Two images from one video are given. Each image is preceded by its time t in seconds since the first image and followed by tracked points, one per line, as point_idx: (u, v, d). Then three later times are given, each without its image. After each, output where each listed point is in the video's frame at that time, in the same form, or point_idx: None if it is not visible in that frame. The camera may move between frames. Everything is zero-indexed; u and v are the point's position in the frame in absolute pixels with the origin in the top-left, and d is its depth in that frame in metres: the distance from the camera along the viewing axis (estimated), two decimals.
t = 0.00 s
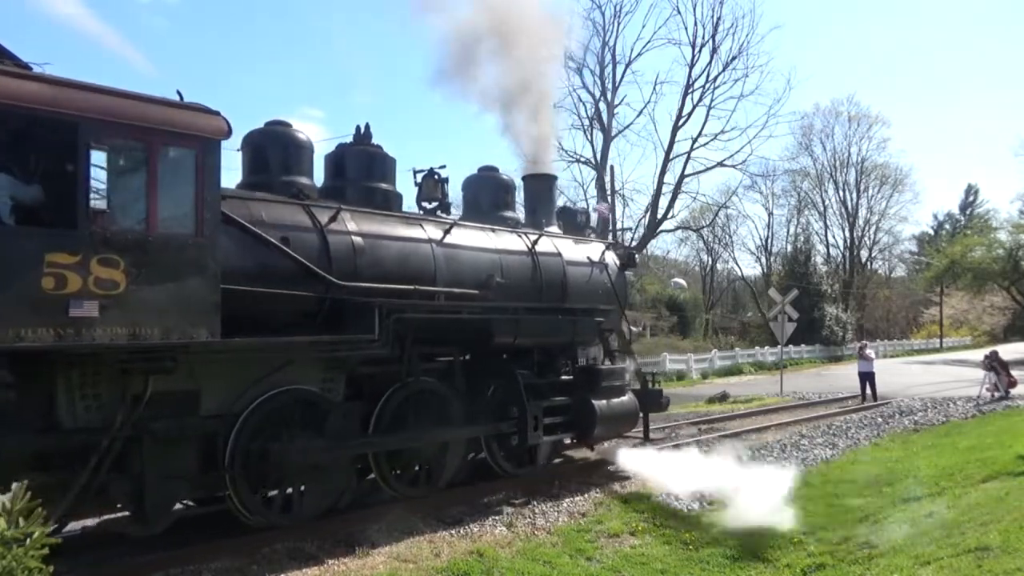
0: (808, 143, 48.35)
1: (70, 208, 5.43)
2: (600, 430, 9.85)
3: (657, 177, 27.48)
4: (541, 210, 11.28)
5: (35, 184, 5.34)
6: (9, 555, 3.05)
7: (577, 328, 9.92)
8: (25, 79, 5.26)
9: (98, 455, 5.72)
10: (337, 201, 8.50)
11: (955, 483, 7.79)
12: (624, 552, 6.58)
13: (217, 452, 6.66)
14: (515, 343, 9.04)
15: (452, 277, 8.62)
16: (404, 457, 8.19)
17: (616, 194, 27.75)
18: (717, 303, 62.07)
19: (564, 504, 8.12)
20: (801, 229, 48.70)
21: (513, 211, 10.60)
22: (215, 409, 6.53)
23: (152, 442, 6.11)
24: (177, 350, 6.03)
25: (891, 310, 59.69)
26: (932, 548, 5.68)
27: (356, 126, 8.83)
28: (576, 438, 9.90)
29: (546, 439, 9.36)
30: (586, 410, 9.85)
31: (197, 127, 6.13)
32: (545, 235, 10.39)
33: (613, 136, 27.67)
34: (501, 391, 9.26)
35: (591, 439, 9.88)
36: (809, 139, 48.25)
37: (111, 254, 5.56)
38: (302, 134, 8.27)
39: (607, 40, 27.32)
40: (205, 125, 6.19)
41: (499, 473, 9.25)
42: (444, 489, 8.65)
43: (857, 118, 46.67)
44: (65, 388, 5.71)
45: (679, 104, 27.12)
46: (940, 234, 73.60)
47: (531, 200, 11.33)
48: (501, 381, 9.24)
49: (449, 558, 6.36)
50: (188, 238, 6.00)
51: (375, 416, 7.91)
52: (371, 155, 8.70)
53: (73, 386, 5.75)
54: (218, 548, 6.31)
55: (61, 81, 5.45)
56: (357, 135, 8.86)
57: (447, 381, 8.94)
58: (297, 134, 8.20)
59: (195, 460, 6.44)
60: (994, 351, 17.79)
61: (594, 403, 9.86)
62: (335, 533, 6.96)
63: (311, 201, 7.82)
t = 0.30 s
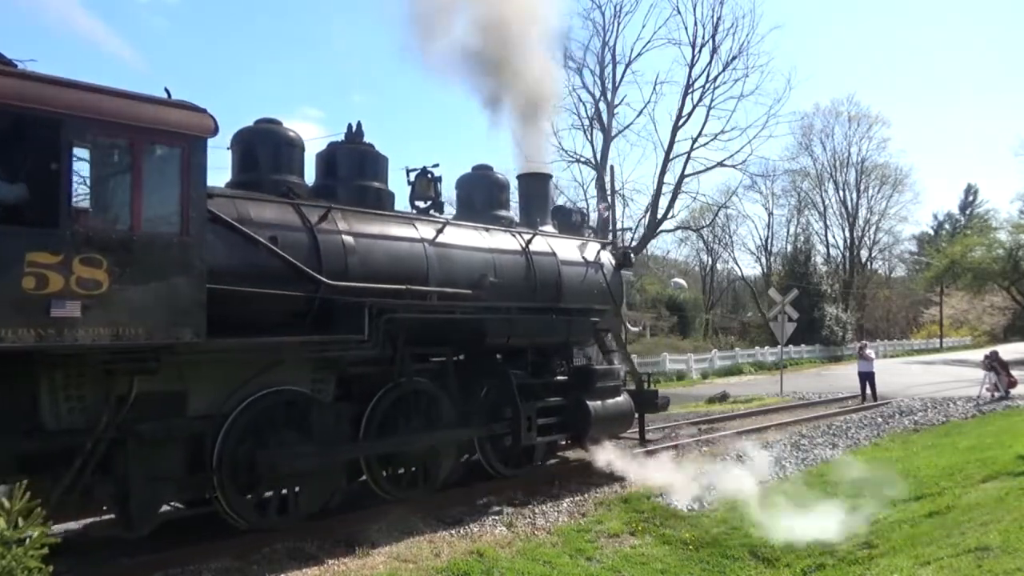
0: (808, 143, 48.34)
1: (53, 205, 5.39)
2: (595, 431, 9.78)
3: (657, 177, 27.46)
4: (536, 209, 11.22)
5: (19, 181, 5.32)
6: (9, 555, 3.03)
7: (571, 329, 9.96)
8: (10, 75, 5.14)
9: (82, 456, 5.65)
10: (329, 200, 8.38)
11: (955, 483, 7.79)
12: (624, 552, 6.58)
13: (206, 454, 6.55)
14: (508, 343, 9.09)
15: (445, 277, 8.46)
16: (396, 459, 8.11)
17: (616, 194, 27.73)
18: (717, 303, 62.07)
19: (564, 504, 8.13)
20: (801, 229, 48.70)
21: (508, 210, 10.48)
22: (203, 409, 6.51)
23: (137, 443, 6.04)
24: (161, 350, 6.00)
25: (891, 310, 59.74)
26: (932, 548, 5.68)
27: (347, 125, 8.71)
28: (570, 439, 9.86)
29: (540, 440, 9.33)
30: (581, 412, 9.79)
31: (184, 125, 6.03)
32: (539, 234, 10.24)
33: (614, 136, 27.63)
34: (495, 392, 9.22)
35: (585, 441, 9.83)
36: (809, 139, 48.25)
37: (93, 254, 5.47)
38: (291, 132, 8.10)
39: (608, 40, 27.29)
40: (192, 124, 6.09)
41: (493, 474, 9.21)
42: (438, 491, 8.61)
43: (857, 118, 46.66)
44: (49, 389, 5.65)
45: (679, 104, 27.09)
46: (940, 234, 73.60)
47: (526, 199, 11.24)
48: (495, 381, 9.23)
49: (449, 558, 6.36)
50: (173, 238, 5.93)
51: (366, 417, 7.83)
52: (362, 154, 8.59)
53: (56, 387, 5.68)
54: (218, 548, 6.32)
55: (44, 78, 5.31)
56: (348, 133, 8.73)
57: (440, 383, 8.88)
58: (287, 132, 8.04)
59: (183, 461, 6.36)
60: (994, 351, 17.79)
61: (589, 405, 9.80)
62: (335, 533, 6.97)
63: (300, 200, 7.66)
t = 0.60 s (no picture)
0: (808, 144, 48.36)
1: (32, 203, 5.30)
2: (588, 432, 9.78)
3: (657, 177, 27.46)
4: (530, 208, 11.21)
5: None
6: (8, 555, 3.01)
7: (566, 329, 9.74)
8: None
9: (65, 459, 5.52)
10: (320, 198, 8.31)
11: (955, 483, 7.78)
12: (624, 552, 6.58)
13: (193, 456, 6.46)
14: (501, 344, 8.83)
15: (436, 276, 8.47)
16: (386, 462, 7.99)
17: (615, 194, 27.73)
18: (717, 303, 62.08)
19: (564, 504, 8.13)
20: (801, 229, 48.71)
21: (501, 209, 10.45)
22: (189, 411, 6.39)
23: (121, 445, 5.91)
24: (145, 351, 5.89)
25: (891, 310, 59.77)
26: (932, 548, 5.68)
27: (340, 123, 8.68)
28: (565, 440, 9.83)
29: (534, 440, 9.28)
30: (574, 412, 9.78)
31: (168, 123, 5.97)
32: (533, 232, 10.25)
33: (614, 136, 27.63)
34: (488, 393, 9.10)
35: (579, 442, 9.81)
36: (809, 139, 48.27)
37: (74, 253, 5.40)
38: (281, 130, 8.06)
39: (608, 40, 27.28)
40: (176, 121, 6.03)
41: (486, 475, 9.18)
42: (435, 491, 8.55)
43: (857, 118, 46.67)
44: (30, 391, 5.50)
45: (679, 104, 27.08)
46: (940, 234, 73.60)
47: (520, 200, 11.24)
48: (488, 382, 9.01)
49: (448, 558, 6.36)
50: (156, 236, 5.85)
51: (356, 419, 7.74)
52: (353, 152, 8.55)
53: (38, 388, 5.53)
54: (218, 548, 6.32)
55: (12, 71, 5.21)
56: (341, 131, 8.70)
57: (431, 385, 8.71)
58: (276, 129, 7.98)
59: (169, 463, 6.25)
60: (994, 351, 17.79)
61: (584, 406, 9.79)
62: (336, 533, 6.97)
63: (289, 198, 7.62)
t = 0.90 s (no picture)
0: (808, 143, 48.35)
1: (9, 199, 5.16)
2: (582, 433, 9.69)
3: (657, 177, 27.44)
4: (524, 207, 11.17)
5: None
6: (9, 554, 2.98)
7: (558, 329, 9.78)
8: None
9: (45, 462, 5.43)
10: (309, 197, 8.25)
11: (954, 484, 7.78)
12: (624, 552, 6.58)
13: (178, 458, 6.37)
14: (492, 343, 8.84)
15: (427, 276, 8.30)
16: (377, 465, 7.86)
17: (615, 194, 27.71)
18: (717, 303, 62.08)
19: (564, 505, 8.15)
20: (801, 229, 48.70)
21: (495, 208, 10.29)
22: (174, 412, 6.30)
23: (103, 447, 5.84)
24: (126, 352, 5.72)
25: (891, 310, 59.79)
26: (932, 548, 5.69)
27: (328, 121, 8.62)
28: (557, 442, 9.77)
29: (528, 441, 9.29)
30: (568, 413, 9.66)
31: (153, 118, 5.81)
32: (526, 231, 10.15)
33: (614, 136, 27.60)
34: (480, 394, 9.06)
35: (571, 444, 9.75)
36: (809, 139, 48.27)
37: (54, 252, 5.26)
38: (268, 127, 7.96)
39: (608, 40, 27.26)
40: (161, 117, 5.87)
41: (476, 476, 9.03)
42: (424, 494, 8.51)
43: (857, 118, 46.66)
44: (10, 391, 5.40)
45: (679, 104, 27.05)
46: (939, 234, 73.59)
47: (514, 199, 11.20)
48: (480, 383, 9.06)
49: (448, 558, 6.36)
50: (140, 235, 5.72)
51: (345, 421, 7.68)
52: (343, 150, 8.51)
53: (19, 389, 5.44)
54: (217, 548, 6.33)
55: None
56: (330, 128, 8.66)
57: (422, 385, 8.64)
58: (264, 127, 7.90)
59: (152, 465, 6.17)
60: (994, 351, 17.79)
61: (577, 406, 9.70)
62: (336, 532, 6.99)
63: (277, 196, 7.55)
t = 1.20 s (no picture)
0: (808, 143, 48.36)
1: None
2: (574, 433, 9.63)
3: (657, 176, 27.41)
4: (516, 207, 11.10)
5: None
6: (9, 554, 2.98)
7: (551, 330, 9.64)
8: None
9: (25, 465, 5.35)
10: (297, 195, 8.24)
11: (954, 484, 7.79)
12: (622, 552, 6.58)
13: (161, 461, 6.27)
14: (482, 344, 8.72)
15: (417, 274, 8.29)
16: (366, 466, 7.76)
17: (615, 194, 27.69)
18: (717, 303, 62.07)
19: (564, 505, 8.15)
20: (801, 229, 48.70)
21: (486, 207, 10.25)
22: (158, 414, 6.24)
23: (84, 450, 5.73)
24: (107, 353, 5.62)
25: (891, 310, 59.82)
26: (932, 548, 5.68)
27: (318, 119, 8.63)
28: (549, 442, 9.72)
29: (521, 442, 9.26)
30: (562, 413, 9.61)
31: (131, 116, 5.76)
32: (518, 231, 10.07)
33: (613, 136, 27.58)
34: (471, 395, 8.90)
35: (563, 445, 9.69)
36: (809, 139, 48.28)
37: (30, 252, 5.21)
38: (256, 126, 7.92)
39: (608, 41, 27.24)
40: (140, 114, 5.83)
41: (469, 477, 8.94)
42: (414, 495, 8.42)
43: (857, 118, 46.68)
44: None
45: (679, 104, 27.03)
46: (939, 234, 73.58)
47: (507, 199, 11.18)
48: (472, 385, 8.94)
49: (448, 558, 6.36)
50: (119, 234, 5.68)
51: (333, 423, 7.57)
52: (333, 149, 8.49)
53: None
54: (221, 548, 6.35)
55: None
56: (319, 126, 8.61)
57: (412, 386, 8.55)
58: (252, 124, 7.85)
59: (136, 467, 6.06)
60: (994, 351, 17.79)
61: (569, 408, 9.64)
62: (336, 532, 6.99)
63: (263, 195, 7.53)
